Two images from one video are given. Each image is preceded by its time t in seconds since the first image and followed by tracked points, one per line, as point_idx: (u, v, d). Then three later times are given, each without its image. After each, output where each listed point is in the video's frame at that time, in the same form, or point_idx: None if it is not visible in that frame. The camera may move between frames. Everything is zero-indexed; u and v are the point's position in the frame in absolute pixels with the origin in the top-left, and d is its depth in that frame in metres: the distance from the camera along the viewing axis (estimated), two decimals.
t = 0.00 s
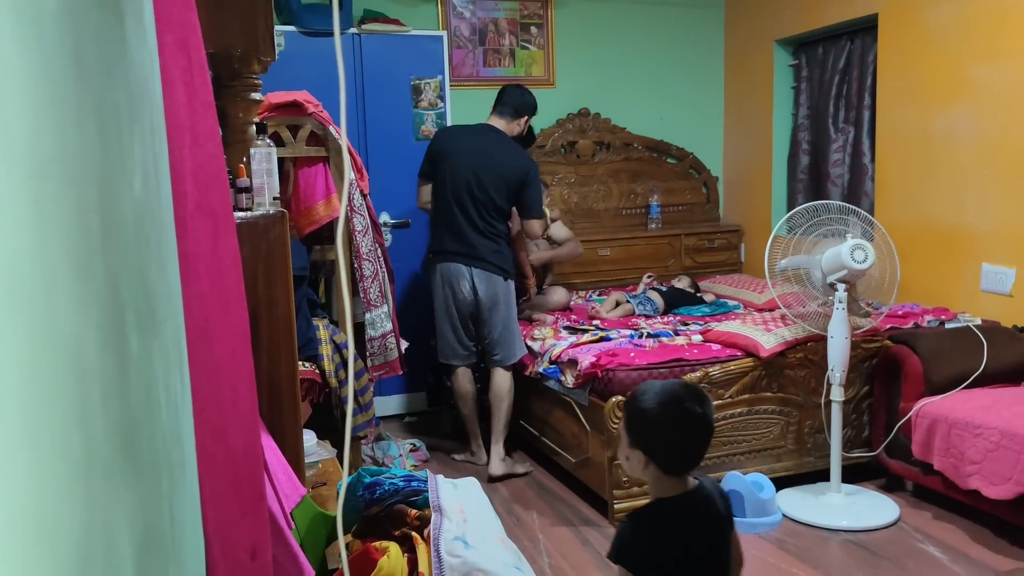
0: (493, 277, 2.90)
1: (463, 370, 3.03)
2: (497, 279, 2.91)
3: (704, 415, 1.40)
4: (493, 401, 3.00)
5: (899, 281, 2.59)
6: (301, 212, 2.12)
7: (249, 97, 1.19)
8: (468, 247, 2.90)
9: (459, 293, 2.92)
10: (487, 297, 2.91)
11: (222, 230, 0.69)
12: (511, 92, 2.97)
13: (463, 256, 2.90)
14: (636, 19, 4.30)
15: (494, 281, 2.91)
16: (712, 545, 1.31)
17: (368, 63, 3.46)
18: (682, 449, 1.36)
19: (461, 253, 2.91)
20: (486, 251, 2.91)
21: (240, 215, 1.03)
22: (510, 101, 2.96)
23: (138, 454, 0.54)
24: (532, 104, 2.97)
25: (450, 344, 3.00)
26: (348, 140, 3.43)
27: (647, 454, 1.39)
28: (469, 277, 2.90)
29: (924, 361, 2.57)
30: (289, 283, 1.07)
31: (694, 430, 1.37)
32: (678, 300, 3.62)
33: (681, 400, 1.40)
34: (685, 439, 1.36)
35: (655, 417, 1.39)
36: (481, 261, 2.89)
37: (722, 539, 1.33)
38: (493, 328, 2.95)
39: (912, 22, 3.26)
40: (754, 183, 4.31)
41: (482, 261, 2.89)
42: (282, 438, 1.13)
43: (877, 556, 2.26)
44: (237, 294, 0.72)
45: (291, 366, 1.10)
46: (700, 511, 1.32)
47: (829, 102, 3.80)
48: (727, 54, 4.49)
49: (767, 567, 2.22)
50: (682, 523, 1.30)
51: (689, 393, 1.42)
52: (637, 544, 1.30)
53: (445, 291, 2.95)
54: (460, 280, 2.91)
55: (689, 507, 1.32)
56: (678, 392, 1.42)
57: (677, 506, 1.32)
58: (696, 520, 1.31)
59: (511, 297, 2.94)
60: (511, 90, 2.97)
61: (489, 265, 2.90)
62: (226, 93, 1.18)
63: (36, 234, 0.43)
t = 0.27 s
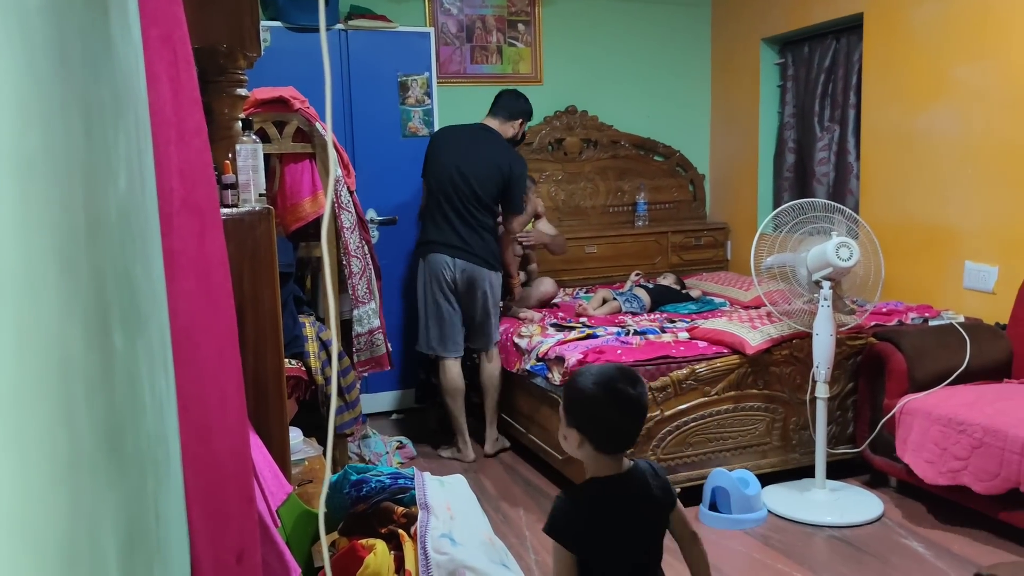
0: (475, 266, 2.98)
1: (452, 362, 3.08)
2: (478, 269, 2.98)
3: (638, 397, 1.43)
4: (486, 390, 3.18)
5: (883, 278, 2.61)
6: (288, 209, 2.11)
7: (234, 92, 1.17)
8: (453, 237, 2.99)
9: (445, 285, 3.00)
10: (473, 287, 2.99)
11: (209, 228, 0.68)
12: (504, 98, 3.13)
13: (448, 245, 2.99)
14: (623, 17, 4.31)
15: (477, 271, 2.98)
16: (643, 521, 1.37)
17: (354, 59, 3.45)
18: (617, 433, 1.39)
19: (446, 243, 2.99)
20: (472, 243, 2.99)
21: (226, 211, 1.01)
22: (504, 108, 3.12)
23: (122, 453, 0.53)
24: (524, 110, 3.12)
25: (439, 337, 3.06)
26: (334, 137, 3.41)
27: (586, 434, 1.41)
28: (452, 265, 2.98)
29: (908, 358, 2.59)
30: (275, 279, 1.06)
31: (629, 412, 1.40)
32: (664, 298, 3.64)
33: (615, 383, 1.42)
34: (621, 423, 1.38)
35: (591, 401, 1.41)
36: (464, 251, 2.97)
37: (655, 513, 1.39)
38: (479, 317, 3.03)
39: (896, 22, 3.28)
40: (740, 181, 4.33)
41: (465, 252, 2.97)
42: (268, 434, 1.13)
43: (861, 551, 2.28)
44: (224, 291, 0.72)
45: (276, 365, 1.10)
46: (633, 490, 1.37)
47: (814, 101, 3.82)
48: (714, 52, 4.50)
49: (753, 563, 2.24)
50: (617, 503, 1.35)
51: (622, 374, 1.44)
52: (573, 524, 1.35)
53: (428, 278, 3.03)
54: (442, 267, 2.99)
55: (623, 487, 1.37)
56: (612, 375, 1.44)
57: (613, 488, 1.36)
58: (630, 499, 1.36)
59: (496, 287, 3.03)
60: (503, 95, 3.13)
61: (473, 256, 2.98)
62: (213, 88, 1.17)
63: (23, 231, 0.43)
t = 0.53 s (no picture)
0: (478, 261, 2.99)
1: (442, 354, 3.10)
2: (481, 265, 3.00)
3: (602, 395, 1.51)
4: (479, 390, 3.18)
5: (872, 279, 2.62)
6: (278, 206, 2.10)
7: (225, 89, 1.18)
8: (459, 231, 3.00)
9: (444, 278, 3.01)
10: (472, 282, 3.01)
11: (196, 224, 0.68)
12: (518, 108, 3.20)
13: (452, 238, 2.99)
14: (615, 17, 4.31)
15: (479, 267, 3.00)
16: (605, 510, 1.49)
17: (346, 56, 3.44)
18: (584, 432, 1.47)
19: (450, 236, 3.00)
20: (476, 240, 3.00)
21: (217, 208, 1.01)
22: (517, 117, 3.19)
23: (112, 450, 0.53)
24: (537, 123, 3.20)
25: (430, 329, 3.08)
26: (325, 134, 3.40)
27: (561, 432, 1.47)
28: (454, 259, 2.99)
29: (896, 358, 2.60)
30: (265, 277, 1.06)
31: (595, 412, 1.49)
32: (655, 298, 3.65)
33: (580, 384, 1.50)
34: (590, 425, 1.46)
35: (558, 404, 1.48)
36: (468, 246, 2.99)
37: (617, 502, 1.50)
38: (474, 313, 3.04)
39: (886, 24, 3.30)
40: (731, 182, 4.35)
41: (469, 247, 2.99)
42: (257, 433, 1.12)
43: (848, 551, 2.29)
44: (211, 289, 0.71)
45: (266, 363, 1.10)
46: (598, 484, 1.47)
47: (804, 102, 3.84)
48: (705, 53, 4.52)
49: (741, 562, 2.24)
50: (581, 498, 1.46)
51: (585, 375, 1.52)
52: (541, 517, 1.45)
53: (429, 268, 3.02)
54: (444, 259, 2.99)
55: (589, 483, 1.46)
56: (575, 376, 1.52)
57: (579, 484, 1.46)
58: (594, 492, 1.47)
59: (493, 284, 3.04)
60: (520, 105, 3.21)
61: (476, 252, 3.00)
62: (202, 84, 1.17)
63: (11, 228, 0.42)
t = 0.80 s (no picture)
0: (476, 257, 3.00)
1: (416, 341, 3.10)
2: (478, 261, 3.01)
3: (557, 375, 1.70)
4: (467, 388, 3.19)
5: (859, 281, 2.64)
6: (266, 203, 2.09)
7: (213, 85, 1.17)
8: (460, 225, 3.00)
9: (440, 268, 3.00)
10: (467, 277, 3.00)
11: (185, 220, 0.67)
12: (520, 112, 3.20)
13: (452, 231, 2.99)
14: (606, 17, 4.32)
15: (477, 262, 3.00)
16: (571, 483, 1.63)
17: (336, 54, 3.42)
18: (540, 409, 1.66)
19: (450, 229, 2.99)
20: (476, 235, 3.01)
21: (204, 205, 1.00)
22: (520, 120, 3.20)
23: (97, 449, 0.52)
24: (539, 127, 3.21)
25: (417, 316, 3.07)
26: (314, 131, 3.39)
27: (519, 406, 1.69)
28: (453, 251, 2.98)
29: (882, 360, 2.61)
30: (252, 273, 1.04)
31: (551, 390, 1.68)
32: (643, 298, 3.66)
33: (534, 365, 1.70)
34: (543, 398, 1.66)
35: (516, 384, 1.70)
36: (468, 240, 2.99)
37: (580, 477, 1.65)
38: (466, 308, 3.05)
39: (875, 27, 3.32)
40: (719, 183, 4.37)
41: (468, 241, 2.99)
42: (244, 432, 1.11)
43: (833, 551, 2.30)
44: (199, 285, 0.70)
45: (254, 360, 1.09)
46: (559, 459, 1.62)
47: (793, 104, 3.86)
48: (695, 55, 4.53)
49: (727, 562, 2.25)
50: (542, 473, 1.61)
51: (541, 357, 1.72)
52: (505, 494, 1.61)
53: (425, 258, 3.01)
54: (443, 251, 2.98)
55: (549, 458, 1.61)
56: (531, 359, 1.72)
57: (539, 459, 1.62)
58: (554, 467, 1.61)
59: (486, 282, 3.04)
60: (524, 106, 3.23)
61: (475, 248, 3.01)
62: (190, 80, 1.15)
63: None
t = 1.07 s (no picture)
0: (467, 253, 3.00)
1: (399, 335, 3.08)
2: (468, 257, 3.01)
3: (519, 371, 1.70)
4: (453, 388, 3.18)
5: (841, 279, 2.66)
6: (250, 202, 2.08)
7: (196, 83, 1.16)
8: (454, 221, 3.01)
9: (430, 262, 3.00)
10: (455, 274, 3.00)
11: (169, 219, 0.66)
12: (514, 120, 3.22)
13: (446, 226, 2.98)
14: (590, 16, 4.32)
15: (467, 258, 3.01)
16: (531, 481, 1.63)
17: (319, 52, 3.40)
18: (502, 406, 1.67)
19: (443, 224, 2.99)
20: (467, 232, 3.02)
21: (187, 203, 0.99)
22: (513, 126, 3.22)
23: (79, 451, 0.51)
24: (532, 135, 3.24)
25: (403, 307, 3.06)
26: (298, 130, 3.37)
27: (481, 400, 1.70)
28: (446, 246, 2.98)
29: (864, 358, 2.64)
30: (236, 272, 1.04)
31: (513, 386, 1.68)
32: (628, 296, 3.67)
33: (495, 363, 1.70)
34: (501, 390, 1.67)
35: (481, 380, 1.70)
36: (461, 236, 3.00)
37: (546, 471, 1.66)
38: (452, 304, 3.04)
39: (856, 28, 3.35)
40: (703, 181, 4.39)
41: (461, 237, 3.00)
42: (229, 432, 1.11)
43: (816, 547, 2.32)
44: (184, 285, 0.69)
45: (237, 359, 1.08)
46: (521, 452, 1.64)
47: (776, 103, 3.89)
48: (678, 54, 4.55)
49: (712, 559, 2.27)
50: (506, 467, 1.61)
51: (503, 354, 1.72)
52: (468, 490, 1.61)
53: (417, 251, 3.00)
54: (436, 245, 2.98)
55: (511, 451, 1.63)
56: (493, 356, 1.72)
57: (501, 453, 1.62)
58: (517, 461, 1.62)
59: (473, 281, 3.04)
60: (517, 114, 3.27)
61: (466, 245, 3.01)
62: (173, 79, 1.14)
63: None
